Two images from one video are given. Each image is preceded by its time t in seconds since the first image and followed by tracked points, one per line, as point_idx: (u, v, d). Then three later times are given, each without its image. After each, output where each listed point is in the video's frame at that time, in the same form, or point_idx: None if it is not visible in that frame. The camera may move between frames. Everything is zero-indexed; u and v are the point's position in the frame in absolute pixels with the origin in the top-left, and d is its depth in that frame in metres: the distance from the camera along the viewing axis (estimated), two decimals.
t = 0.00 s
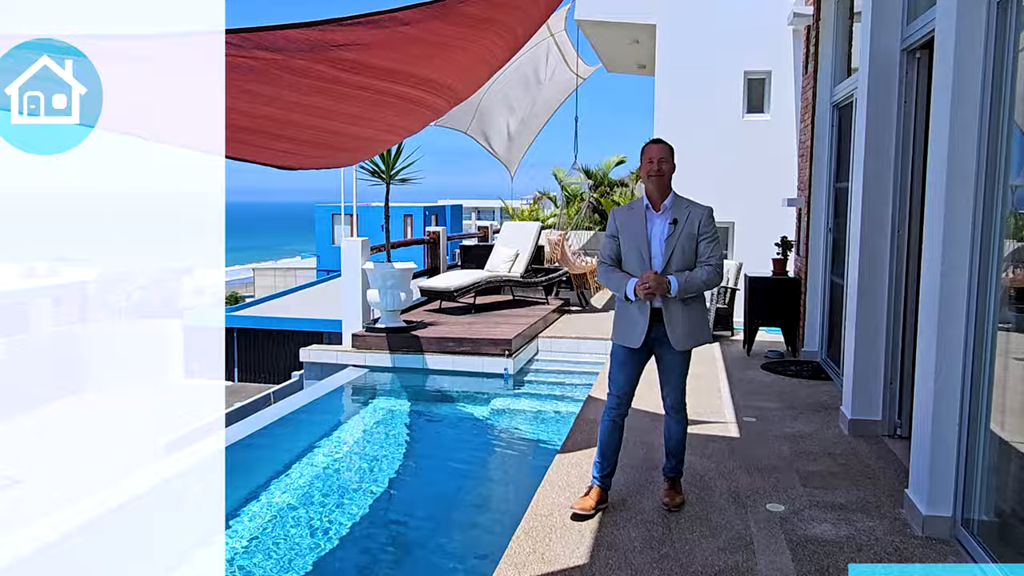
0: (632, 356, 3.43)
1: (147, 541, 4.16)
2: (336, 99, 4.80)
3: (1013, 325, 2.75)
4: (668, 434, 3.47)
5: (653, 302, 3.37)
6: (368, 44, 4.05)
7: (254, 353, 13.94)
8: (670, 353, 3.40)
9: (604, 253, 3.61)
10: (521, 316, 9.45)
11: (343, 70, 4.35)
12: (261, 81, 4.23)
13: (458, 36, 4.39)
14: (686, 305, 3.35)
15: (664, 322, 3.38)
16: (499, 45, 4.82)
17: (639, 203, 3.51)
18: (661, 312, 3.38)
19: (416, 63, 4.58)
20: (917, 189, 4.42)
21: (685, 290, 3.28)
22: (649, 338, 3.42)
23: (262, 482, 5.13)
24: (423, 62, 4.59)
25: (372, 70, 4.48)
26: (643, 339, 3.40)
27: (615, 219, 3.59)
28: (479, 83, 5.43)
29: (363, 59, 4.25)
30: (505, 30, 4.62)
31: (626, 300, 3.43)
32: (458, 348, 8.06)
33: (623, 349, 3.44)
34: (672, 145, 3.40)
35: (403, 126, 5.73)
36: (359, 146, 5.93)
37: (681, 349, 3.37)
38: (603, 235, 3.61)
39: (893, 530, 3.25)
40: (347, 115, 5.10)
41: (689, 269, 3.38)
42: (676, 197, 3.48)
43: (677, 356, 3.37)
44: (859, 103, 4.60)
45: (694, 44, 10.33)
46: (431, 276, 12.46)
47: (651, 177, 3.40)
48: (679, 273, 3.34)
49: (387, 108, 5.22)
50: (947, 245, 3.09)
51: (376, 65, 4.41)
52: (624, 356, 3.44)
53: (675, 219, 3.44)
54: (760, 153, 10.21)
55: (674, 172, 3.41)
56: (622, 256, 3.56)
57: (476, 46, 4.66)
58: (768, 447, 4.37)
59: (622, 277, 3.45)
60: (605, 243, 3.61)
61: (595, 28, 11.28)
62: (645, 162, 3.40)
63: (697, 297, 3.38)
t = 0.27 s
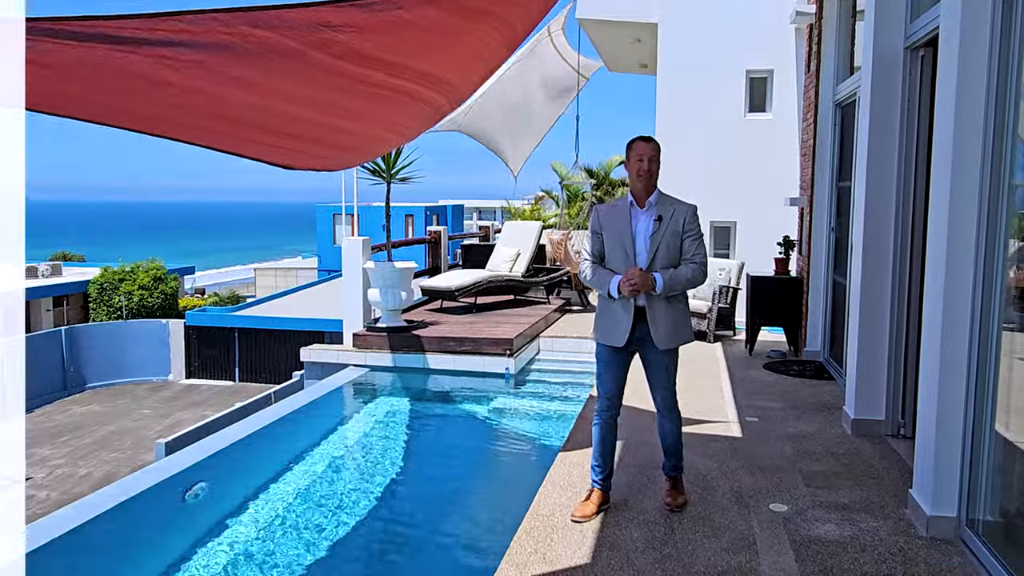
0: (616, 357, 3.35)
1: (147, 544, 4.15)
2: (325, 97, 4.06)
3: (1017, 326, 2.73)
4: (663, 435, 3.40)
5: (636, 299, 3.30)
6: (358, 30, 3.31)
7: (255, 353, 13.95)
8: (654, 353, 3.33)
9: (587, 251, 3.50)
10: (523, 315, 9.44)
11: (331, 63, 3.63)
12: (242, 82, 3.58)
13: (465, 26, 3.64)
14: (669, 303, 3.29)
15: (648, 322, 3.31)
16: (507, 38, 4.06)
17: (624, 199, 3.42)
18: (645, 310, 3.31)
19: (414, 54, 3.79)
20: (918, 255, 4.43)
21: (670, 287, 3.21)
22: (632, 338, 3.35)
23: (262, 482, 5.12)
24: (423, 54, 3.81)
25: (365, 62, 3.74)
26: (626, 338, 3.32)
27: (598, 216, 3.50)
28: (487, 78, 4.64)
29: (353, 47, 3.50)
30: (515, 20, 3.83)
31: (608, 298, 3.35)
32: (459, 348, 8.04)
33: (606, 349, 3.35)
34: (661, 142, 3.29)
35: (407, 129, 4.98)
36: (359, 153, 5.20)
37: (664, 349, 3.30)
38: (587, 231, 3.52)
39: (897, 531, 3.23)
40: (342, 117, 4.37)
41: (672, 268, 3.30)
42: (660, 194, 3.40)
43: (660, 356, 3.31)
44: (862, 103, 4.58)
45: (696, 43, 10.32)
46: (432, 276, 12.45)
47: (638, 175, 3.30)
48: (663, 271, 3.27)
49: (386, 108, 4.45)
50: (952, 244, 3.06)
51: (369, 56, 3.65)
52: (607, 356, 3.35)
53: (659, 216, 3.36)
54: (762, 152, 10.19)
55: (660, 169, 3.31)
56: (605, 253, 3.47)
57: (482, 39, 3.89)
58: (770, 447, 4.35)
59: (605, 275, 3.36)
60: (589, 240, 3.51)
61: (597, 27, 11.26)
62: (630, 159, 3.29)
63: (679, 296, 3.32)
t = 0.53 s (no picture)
0: (604, 360, 3.30)
1: (150, 545, 4.15)
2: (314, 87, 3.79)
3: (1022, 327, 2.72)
4: (659, 434, 3.33)
5: (622, 300, 3.24)
6: (364, 16, 3.16)
7: (258, 353, 13.96)
8: (641, 354, 3.26)
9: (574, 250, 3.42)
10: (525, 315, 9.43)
11: (324, 49, 3.39)
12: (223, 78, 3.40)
13: (462, 17, 3.46)
14: (656, 305, 3.23)
15: (634, 323, 3.25)
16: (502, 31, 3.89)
17: (610, 198, 3.33)
18: (631, 312, 3.25)
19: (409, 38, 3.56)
20: (921, 256, 4.42)
21: (657, 289, 3.14)
22: (618, 340, 3.29)
23: (265, 482, 5.12)
24: (424, 45, 3.64)
25: (359, 47, 3.51)
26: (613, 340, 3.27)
27: (585, 214, 3.41)
28: (484, 73, 4.47)
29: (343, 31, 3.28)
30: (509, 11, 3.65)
31: (594, 298, 3.29)
32: (461, 348, 8.03)
33: (594, 350, 3.29)
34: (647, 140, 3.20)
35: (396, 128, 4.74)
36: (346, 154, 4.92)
37: (651, 351, 3.23)
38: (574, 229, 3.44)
39: (901, 533, 3.22)
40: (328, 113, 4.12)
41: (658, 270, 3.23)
42: (648, 194, 3.32)
43: (648, 359, 3.24)
44: (866, 103, 4.57)
45: (698, 43, 10.31)
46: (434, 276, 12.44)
47: (626, 175, 3.22)
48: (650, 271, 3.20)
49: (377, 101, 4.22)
50: (957, 245, 3.05)
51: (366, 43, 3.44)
52: (595, 358, 3.30)
53: (646, 216, 3.28)
54: (765, 152, 10.17)
55: (647, 167, 3.22)
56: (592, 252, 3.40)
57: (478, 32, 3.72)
58: (773, 448, 4.34)
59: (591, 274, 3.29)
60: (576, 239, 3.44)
61: (599, 27, 11.25)
62: (617, 158, 3.21)
63: (665, 297, 3.25)
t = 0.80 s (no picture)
0: (598, 362, 3.28)
1: (154, 545, 4.16)
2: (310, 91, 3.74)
3: None
4: (658, 438, 3.29)
5: (614, 301, 3.20)
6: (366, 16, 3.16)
7: (261, 353, 13.97)
8: (634, 357, 3.23)
9: (564, 251, 3.39)
10: (527, 316, 9.43)
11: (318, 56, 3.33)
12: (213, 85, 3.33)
13: (461, 14, 3.38)
14: (648, 307, 3.20)
15: (627, 324, 3.21)
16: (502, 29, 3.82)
17: (602, 198, 3.29)
18: (623, 313, 3.22)
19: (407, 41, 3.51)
20: (926, 256, 4.40)
21: (650, 290, 3.11)
22: (611, 342, 3.26)
23: (268, 483, 5.13)
24: (422, 41, 3.57)
25: (355, 49, 3.42)
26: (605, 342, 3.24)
27: (575, 215, 3.36)
28: (483, 72, 4.39)
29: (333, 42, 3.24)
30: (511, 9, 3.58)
31: (585, 299, 3.25)
32: (464, 349, 8.02)
33: (589, 353, 3.26)
34: (636, 139, 3.21)
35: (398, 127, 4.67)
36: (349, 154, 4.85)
37: (643, 353, 3.19)
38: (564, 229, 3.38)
39: (906, 535, 3.21)
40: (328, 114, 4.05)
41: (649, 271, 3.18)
42: (639, 194, 3.29)
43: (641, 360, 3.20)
44: (870, 103, 4.55)
45: (701, 44, 10.30)
46: (437, 276, 12.45)
47: (615, 172, 3.21)
48: (642, 273, 3.17)
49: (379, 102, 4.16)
50: (961, 244, 3.04)
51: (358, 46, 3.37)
52: (589, 360, 3.27)
53: (638, 216, 3.24)
54: (768, 152, 10.16)
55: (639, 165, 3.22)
56: (583, 253, 3.35)
57: (477, 29, 3.62)
58: (776, 449, 4.33)
59: (583, 274, 3.25)
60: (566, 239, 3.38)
61: (602, 28, 11.24)
62: (608, 158, 3.21)
63: (658, 298, 3.22)
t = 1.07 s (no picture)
0: (598, 362, 3.26)
1: (159, 544, 4.17)
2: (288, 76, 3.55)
3: None
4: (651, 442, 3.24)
5: (610, 303, 3.16)
6: (367, 18, 3.14)
7: (264, 353, 13.99)
8: (630, 356, 3.19)
9: (558, 251, 3.35)
10: (531, 316, 9.42)
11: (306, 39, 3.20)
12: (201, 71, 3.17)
13: (459, 9, 3.28)
14: (645, 308, 3.15)
15: (622, 325, 3.18)
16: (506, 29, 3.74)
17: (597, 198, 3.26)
18: (618, 314, 3.18)
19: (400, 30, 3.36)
20: (930, 258, 4.38)
21: (645, 292, 3.06)
22: (608, 342, 3.23)
23: (271, 483, 5.13)
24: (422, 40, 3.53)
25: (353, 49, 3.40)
26: (602, 343, 3.21)
27: (570, 216, 3.33)
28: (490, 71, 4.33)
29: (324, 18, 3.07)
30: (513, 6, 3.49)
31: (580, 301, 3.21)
32: (467, 349, 8.02)
33: (587, 353, 3.25)
34: (631, 136, 3.20)
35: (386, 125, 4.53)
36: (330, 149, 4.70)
37: (641, 354, 3.15)
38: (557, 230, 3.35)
39: (910, 536, 3.19)
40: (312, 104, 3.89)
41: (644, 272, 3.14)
42: (634, 194, 3.25)
43: (636, 360, 3.15)
44: (874, 102, 4.54)
45: (705, 44, 10.29)
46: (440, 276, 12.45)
47: (610, 170, 3.18)
48: (638, 274, 3.12)
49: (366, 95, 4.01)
50: (966, 246, 3.02)
51: (347, 33, 3.24)
52: (590, 362, 3.26)
53: (633, 216, 3.21)
54: (772, 152, 10.13)
55: (634, 163, 3.19)
56: (578, 253, 3.32)
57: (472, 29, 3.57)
58: (780, 450, 4.32)
59: (577, 276, 3.21)
60: (560, 240, 3.35)
61: (606, 27, 11.23)
62: (604, 155, 3.18)
63: (656, 299, 3.18)
